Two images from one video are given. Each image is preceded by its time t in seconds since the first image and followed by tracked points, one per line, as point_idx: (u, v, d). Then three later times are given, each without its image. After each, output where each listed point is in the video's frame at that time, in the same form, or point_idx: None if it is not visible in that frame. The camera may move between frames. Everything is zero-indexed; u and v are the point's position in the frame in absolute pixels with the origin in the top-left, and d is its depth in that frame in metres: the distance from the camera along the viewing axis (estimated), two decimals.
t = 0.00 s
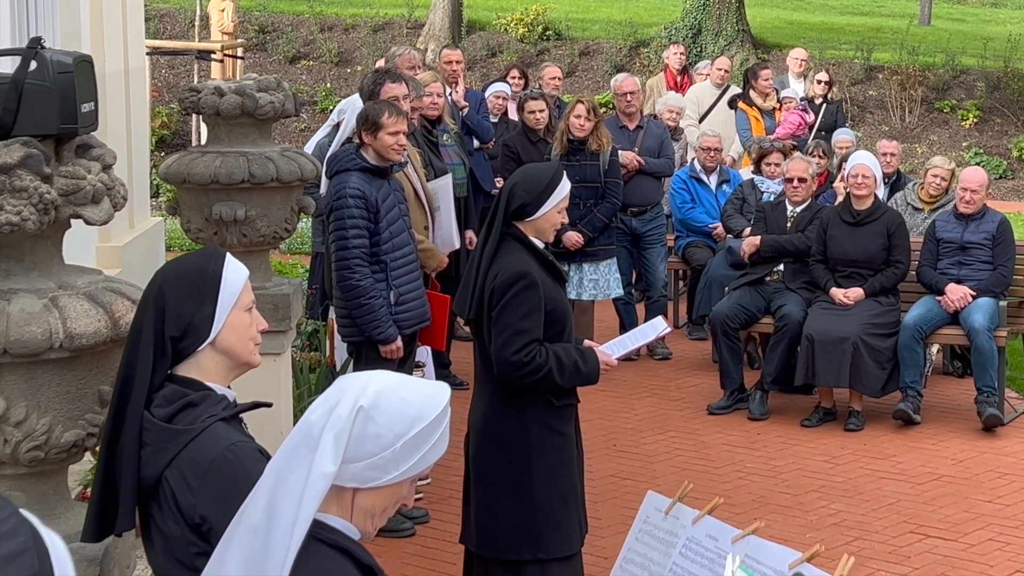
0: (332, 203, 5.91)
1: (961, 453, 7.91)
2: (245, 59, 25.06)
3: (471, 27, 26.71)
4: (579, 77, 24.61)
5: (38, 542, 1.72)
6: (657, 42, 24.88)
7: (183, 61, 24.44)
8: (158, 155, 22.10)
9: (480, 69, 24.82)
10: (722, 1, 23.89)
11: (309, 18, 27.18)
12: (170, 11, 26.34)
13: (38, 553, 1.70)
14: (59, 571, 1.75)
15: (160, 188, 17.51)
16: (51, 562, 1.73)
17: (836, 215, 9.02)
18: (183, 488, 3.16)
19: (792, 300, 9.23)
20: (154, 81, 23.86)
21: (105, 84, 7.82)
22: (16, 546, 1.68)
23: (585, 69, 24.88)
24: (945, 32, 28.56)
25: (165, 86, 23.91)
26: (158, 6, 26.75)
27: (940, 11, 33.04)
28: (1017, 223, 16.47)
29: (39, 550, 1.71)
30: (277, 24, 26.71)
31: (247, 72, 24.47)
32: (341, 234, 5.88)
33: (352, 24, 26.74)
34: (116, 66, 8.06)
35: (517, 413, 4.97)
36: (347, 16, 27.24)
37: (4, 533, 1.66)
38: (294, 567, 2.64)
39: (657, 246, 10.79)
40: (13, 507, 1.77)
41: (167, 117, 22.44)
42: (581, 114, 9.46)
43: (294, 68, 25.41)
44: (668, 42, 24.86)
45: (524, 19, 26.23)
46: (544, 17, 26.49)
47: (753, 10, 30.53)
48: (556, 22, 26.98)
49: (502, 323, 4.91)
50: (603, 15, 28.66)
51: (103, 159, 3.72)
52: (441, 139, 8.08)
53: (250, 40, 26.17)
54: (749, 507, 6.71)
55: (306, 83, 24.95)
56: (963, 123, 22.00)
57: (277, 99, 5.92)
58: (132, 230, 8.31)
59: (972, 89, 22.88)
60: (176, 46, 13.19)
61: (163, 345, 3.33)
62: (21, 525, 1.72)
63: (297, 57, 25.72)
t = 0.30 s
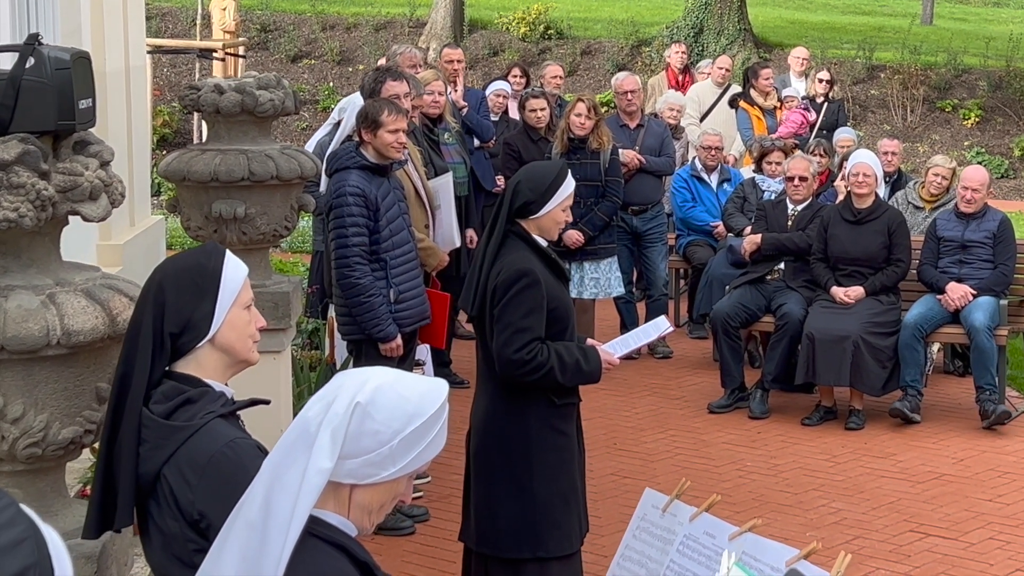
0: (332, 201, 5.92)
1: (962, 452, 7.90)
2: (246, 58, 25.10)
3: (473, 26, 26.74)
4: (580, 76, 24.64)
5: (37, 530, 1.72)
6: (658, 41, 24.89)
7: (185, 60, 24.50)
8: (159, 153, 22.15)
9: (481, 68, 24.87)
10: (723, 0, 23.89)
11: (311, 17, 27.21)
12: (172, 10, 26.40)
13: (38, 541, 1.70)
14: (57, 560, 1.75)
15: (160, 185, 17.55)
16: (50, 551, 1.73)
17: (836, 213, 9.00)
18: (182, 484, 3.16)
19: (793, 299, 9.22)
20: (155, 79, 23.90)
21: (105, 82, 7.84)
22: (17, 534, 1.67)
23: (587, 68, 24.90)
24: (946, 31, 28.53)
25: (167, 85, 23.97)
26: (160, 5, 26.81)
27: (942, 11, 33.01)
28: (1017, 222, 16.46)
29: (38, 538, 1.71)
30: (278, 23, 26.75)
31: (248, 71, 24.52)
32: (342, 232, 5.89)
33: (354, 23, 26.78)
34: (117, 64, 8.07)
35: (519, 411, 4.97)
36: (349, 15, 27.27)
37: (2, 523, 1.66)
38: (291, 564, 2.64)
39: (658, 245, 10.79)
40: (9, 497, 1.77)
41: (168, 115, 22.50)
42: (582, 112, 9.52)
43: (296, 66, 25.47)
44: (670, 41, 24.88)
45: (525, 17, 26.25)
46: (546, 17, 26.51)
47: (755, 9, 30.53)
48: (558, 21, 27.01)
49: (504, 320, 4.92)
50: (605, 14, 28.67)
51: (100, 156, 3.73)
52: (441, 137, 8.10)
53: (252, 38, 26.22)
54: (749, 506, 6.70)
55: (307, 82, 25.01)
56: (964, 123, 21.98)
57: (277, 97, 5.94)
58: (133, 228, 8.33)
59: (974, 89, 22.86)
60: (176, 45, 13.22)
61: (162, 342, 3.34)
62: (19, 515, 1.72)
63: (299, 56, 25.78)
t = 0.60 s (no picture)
0: (335, 200, 5.94)
1: (966, 453, 7.88)
2: (251, 58, 25.15)
3: (478, 26, 26.75)
4: (585, 76, 24.67)
5: (48, 528, 1.72)
6: (663, 42, 24.91)
7: (190, 59, 24.57)
8: (163, 153, 22.22)
9: (486, 69, 24.92)
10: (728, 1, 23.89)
11: (316, 16, 27.25)
12: (177, 10, 26.46)
13: (49, 538, 1.70)
14: (70, 557, 1.75)
15: (164, 185, 17.60)
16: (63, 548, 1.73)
17: (839, 214, 8.99)
18: (170, 482, 3.19)
19: (796, 299, 9.21)
20: (161, 79, 23.97)
21: (110, 81, 7.86)
22: (27, 530, 1.68)
23: (591, 68, 24.92)
24: (951, 32, 28.49)
25: (172, 84, 24.03)
26: (165, 5, 26.87)
27: (946, 12, 32.93)
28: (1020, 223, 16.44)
29: (50, 536, 1.71)
30: (283, 23, 26.80)
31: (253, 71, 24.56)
32: (344, 232, 5.90)
33: (359, 24, 26.82)
34: (122, 63, 8.09)
35: (521, 410, 4.97)
36: (354, 16, 27.30)
37: (12, 520, 1.67)
38: (292, 563, 2.65)
39: (662, 246, 10.78)
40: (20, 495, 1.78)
41: (173, 115, 22.57)
42: (585, 112, 9.57)
43: (301, 67, 25.53)
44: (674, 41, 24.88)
45: (530, 18, 26.27)
46: (550, 17, 26.53)
47: (760, 10, 30.52)
48: (563, 21, 27.03)
49: (505, 319, 4.93)
50: (609, 14, 28.67)
51: (102, 153, 3.76)
52: (445, 137, 8.11)
53: (257, 38, 26.27)
54: (751, 506, 6.70)
55: (312, 82, 25.07)
56: (969, 124, 21.94)
57: (281, 96, 5.95)
58: (138, 227, 8.35)
59: (979, 90, 22.83)
60: (181, 45, 13.25)
61: (158, 339, 3.35)
62: (30, 513, 1.72)
63: (303, 56, 25.83)
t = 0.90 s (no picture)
0: (345, 202, 5.95)
1: (977, 457, 7.86)
2: (264, 59, 25.23)
3: (490, 29, 26.77)
4: (596, 79, 24.67)
5: (68, 528, 1.73)
6: (675, 45, 24.91)
7: (202, 61, 24.65)
8: (175, 154, 22.30)
9: (498, 71, 24.96)
10: (739, 4, 23.87)
11: (328, 19, 27.30)
12: (190, 11, 26.54)
13: (71, 539, 1.71)
14: (93, 554, 1.76)
15: (176, 186, 17.67)
16: (85, 545, 1.74)
17: (850, 217, 8.97)
18: (159, 482, 3.25)
19: (807, 303, 9.21)
20: (173, 80, 24.08)
21: (121, 82, 7.89)
22: (48, 535, 1.69)
23: (603, 71, 24.93)
24: (963, 36, 28.38)
25: (184, 86, 24.12)
26: (178, 6, 26.96)
27: (959, 16, 32.80)
28: None
29: (71, 535, 1.72)
30: (296, 25, 26.88)
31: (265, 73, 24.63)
32: (355, 234, 5.92)
33: (371, 26, 26.86)
34: (135, 64, 8.13)
35: (529, 410, 4.98)
36: (366, 18, 27.35)
37: (32, 525, 1.68)
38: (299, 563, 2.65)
39: (673, 248, 10.79)
40: (37, 493, 1.78)
41: (185, 116, 22.66)
42: (597, 115, 9.55)
43: (313, 69, 25.60)
44: (686, 44, 24.87)
45: (542, 20, 26.28)
46: (562, 20, 26.54)
47: (772, 14, 30.47)
48: (574, 24, 27.04)
49: (512, 320, 4.95)
50: (621, 18, 28.66)
51: (113, 154, 3.80)
52: (456, 140, 8.10)
53: (269, 40, 26.33)
54: (761, 509, 6.69)
55: (324, 84, 25.14)
56: (980, 128, 21.81)
57: (292, 98, 5.97)
58: (149, 228, 8.38)
59: (991, 94, 22.73)
60: (192, 46, 13.32)
61: (159, 339, 3.42)
62: (50, 514, 1.73)
63: (315, 58, 25.90)
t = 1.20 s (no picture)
0: (363, 205, 5.99)
1: (994, 464, 7.83)
2: (284, 63, 25.33)
3: (509, 33, 26.83)
4: (615, 83, 24.69)
5: (93, 529, 1.77)
6: (694, 50, 24.91)
7: (223, 65, 24.78)
8: (195, 157, 22.42)
9: (516, 76, 24.99)
10: (758, 9, 23.82)
11: (348, 23, 27.40)
12: (211, 15, 26.68)
13: (96, 539, 1.75)
14: (119, 552, 1.80)
15: (194, 188, 17.76)
16: (112, 545, 1.78)
17: (868, 222, 8.94)
18: (167, 480, 3.29)
19: (824, 308, 9.20)
20: (194, 84, 24.20)
21: (141, 85, 7.94)
22: (73, 536, 1.73)
23: (622, 76, 24.93)
24: (982, 42, 28.26)
25: (204, 90, 24.25)
26: (198, 10, 27.09)
27: (978, 21, 32.63)
28: None
29: (96, 535, 1.76)
30: (316, 29, 26.99)
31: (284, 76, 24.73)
32: (372, 237, 5.95)
33: (391, 30, 26.95)
34: (154, 67, 8.18)
35: (543, 412, 4.99)
36: (385, 22, 27.44)
37: (57, 527, 1.72)
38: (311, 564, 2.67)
39: (690, 253, 10.78)
40: (63, 496, 1.83)
41: (205, 120, 22.78)
42: (614, 119, 9.54)
43: (333, 73, 25.70)
44: (704, 49, 24.86)
45: (561, 25, 26.30)
46: (581, 24, 26.58)
47: (790, 19, 30.41)
48: (593, 29, 27.07)
49: (528, 323, 4.96)
50: (640, 23, 28.67)
51: (130, 156, 3.88)
52: (474, 144, 8.09)
53: (289, 44, 26.43)
54: (776, 514, 6.67)
55: (344, 88, 25.22)
56: (999, 134, 21.64)
57: (310, 101, 6.02)
58: (168, 231, 8.43)
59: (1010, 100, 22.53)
60: (212, 49, 13.39)
61: (176, 337, 3.45)
62: (74, 516, 1.77)
63: (335, 62, 26.00)
